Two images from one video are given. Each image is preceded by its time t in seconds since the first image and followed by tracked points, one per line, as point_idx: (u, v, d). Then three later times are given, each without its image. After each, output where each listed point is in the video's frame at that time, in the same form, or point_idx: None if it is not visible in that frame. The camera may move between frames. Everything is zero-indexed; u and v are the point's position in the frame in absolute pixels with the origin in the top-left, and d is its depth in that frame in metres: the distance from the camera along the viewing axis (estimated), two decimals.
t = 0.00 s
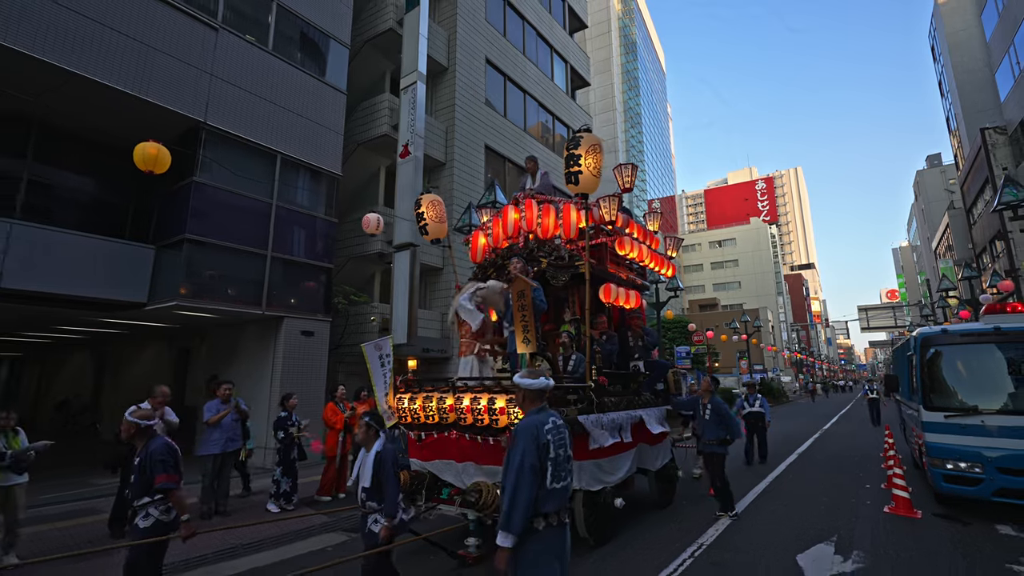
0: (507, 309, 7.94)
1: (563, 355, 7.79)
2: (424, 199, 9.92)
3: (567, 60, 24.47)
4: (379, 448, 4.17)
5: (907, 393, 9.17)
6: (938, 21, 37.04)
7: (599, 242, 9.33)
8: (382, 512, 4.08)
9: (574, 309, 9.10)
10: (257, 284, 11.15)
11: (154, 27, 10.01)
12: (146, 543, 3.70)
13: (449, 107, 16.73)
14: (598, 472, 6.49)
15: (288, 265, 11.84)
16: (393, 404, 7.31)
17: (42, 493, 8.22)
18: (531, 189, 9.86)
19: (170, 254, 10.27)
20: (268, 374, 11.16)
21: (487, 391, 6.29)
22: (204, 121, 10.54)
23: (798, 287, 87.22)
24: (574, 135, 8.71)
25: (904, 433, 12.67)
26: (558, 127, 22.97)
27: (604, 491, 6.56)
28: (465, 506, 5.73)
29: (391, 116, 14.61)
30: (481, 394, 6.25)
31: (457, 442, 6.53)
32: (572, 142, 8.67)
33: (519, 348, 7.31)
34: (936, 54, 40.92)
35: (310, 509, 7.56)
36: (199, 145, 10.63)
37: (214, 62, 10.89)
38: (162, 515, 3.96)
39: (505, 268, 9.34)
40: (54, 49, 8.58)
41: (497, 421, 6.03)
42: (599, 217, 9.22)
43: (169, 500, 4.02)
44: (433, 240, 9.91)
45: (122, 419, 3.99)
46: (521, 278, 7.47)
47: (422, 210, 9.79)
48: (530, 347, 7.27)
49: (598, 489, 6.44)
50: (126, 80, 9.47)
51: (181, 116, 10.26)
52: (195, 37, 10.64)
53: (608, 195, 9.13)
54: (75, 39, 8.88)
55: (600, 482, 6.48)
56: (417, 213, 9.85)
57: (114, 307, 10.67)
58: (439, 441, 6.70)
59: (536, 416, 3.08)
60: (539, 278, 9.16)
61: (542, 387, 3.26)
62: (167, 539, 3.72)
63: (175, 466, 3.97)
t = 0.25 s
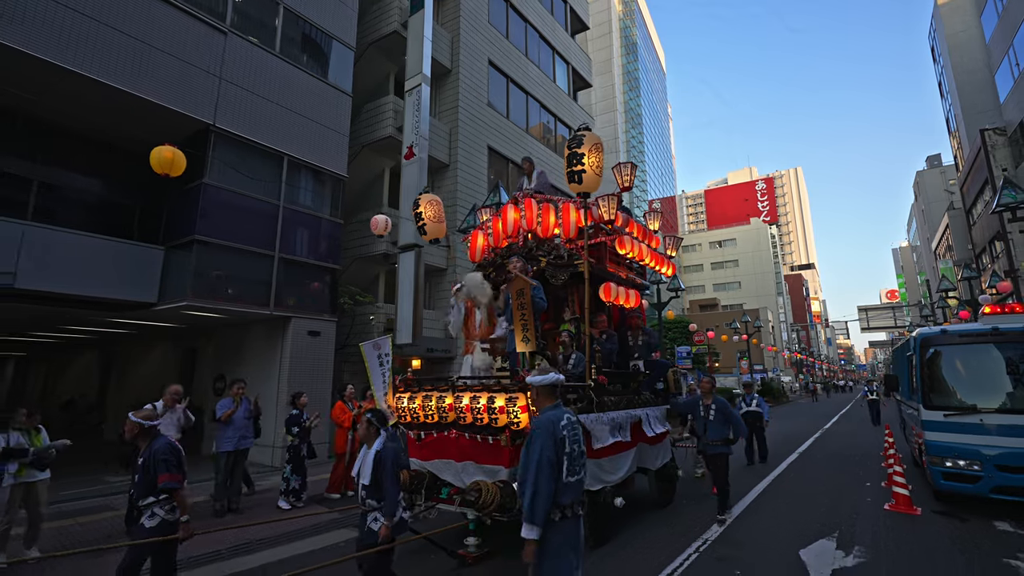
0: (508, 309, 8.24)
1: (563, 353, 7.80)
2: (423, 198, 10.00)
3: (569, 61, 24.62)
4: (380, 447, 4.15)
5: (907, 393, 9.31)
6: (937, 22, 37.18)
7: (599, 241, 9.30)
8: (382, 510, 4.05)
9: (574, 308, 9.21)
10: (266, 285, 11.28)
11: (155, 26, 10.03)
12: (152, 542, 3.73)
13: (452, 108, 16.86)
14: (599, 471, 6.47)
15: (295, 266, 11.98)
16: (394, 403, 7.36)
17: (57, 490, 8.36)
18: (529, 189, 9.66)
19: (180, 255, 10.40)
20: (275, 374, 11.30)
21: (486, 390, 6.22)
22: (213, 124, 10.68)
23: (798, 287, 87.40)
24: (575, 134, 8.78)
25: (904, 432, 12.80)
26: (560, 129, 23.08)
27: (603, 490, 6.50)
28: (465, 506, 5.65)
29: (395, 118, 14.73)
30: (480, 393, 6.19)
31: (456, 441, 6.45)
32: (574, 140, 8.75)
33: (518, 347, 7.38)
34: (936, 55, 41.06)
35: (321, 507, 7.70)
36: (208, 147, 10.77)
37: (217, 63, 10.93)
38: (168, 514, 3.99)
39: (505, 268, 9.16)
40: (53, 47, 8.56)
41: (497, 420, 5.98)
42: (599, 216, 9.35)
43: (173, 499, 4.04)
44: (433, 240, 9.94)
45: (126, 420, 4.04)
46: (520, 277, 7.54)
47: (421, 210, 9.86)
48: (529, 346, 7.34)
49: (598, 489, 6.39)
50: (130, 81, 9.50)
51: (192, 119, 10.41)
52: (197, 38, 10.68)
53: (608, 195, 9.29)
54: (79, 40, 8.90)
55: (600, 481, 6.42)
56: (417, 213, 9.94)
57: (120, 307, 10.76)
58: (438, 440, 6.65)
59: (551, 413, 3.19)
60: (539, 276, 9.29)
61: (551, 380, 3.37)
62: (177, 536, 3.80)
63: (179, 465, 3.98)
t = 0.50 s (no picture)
0: (507, 309, 7.99)
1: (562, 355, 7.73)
2: (423, 198, 10.10)
3: (571, 63, 24.73)
4: (381, 449, 4.15)
5: (907, 393, 9.42)
6: (938, 23, 37.29)
7: (600, 241, 9.38)
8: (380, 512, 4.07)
9: (573, 309, 9.22)
10: (273, 287, 11.40)
11: (154, 25, 10.03)
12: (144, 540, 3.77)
13: (455, 110, 16.97)
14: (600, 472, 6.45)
15: (301, 267, 12.10)
16: (393, 404, 7.23)
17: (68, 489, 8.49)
18: (529, 189, 9.75)
19: (189, 256, 10.54)
20: (282, 374, 11.43)
21: (485, 391, 6.17)
22: (221, 127, 10.81)
23: (798, 287, 87.57)
24: (572, 134, 8.70)
25: (904, 432, 12.91)
26: (561, 130, 23.16)
27: (603, 491, 6.47)
28: (463, 507, 5.66)
29: (399, 120, 14.83)
30: (480, 393, 6.17)
31: (456, 442, 6.41)
32: (571, 141, 8.67)
33: (518, 348, 7.42)
34: (936, 56, 41.15)
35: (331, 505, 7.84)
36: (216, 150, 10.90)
37: (217, 62, 10.91)
38: (160, 516, 4.03)
39: (505, 268, 9.26)
40: (52, 47, 8.55)
41: (497, 421, 5.97)
42: (599, 216, 9.38)
43: (167, 501, 4.08)
44: (433, 240, 10.03)
45: (125, 419, 4.15)
46: (520, 278, 7.59)
47: (422, 211, 9.94)
48: (529, 347, 7.37)
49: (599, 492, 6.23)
50: (131, 81, 9.50)
51: (201, 123, 10.54)
52: (197, 37, 10.67)
53: (607, 195, 9.30)
54: (79, 41, 8.90)
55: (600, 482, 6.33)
56: (417, 214, 10.03)
57: (125, 307, 10.83)
58: (437, 441, 6.59)
59: (563, 416, 3.28)
60: (539, 277, 9.27)
61: (563, 383, 3.48)
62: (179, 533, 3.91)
63: (174, 465, 4.04)
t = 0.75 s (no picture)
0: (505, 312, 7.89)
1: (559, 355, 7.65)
2: (421, 198, 9.94)
3: (572, 64, 24.85)
4: (375, 451, 4.28)
5: (906, 393, 9.55)
6: (937, 24, 37.42)
7: (598, 241, 9.46)
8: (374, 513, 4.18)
9: (571, 309, 9.24)
10: (279, 289, 11.53)
11: (153, 25, 10.00)
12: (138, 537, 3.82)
13: (458, 113, 17.10)
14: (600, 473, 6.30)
15: (307, 269, 12.23)
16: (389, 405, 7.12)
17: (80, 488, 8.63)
18: (526, 189, 9.93)
19: (197, 258, 10.68)
20: (288, 375, 11.56)
21: (482, 391, 5.99)
22: (229, 130, 10.95)
23: (799, 287, 87.70)
24: (572, 134, 8.63)
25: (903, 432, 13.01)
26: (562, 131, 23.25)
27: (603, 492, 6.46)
28: (461, 509, 5.65)
29: (403, 123, 14.98)
30: (478, 394, 6.01)
31: (453, 443, 6.24)
32: (570, 140, 8.59)
33: (516, 347, 7.28)
34: (936, 56, 41.27)
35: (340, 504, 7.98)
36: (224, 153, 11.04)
37: (216, 63, 10.91)
38: (155, 513, 4.10)
39: (502, 268, 9.34)
40: (53, 48, 8.55)
41: (494, 422, 5.76)
42: (597, 216, 9.37)
43: (161, 498, 4.15)
44: (431, 240, 9.93)
45: (121, 420, 4.17)
46: (518, 278, 7.54)
47: (419, 210, 9.78)
48: (527, 347, 7.23)
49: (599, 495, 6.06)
50: (132, 82, 9.50)
51: (209, 126, 10.68)
52: (196, 37, 10.66)
53: (605, 194, 9.25)
54: (79, 42, 8.89)
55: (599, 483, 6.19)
56: (414, 213, 9.90)
57: (128, 307, 10.90)
58: (435, 442, 6.48)
59: (574, 415, 3.44)
60: (537, 277, 9.32)
61: (575, 383, 3.66)
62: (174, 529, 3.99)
63: (168, 462, 4.12)
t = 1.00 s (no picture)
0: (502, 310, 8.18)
1: (557, 354, 7.90)
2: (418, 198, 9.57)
3: (573, 66, 25.02)
4: (369, 446, 4.43)
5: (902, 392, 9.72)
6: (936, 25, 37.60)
7: (597, 241, 9.49)
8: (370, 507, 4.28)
9: (570, 308, 9.51)
10: (286, 290, 11.71)
11: (153, 25, 10.03)
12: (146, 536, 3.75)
13: (461, 115, 17.28)
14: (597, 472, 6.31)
15: (314, 270, 12.42)
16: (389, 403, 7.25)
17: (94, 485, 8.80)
18: (524, 189, 10.10)
19: (207, 260, 10.87)
20: (295, 374, 11.75)
21: (481, 390, 6.02)
22: (237, 134, 11.14)
23: (798, 287, 87.89)
24: (568, 134, 8.79)
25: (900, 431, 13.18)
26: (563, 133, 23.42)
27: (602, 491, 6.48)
28: (460, 507, 5.74)
29: (407, 125, 15.18)
30: (476, 393, 6.04)
31: (452, 442, 6.28)
32: (567, 140, 8.76)
33: (514, 348, 7.37)
34: (935, 57, 41.44)
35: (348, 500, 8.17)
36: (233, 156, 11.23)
37: (216, 63, 10.94)
38: (159, 512, 4.05)
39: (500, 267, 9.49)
40: (56, 49, 8.60)
41: (492, 421, 5.77)
42: (595, 216, 9.44)
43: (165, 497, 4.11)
44: (429, 240, 9.53)
45: (124, 417, 4.21)
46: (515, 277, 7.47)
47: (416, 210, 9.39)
48: (525, 347, 7.31)
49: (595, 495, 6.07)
50: (132, 82, 9.53)
51: (218, 130, 10.87)
52: (196, 37, 10.69)
53: (602, 195, 9.34)
54: (79, 42, 8.92)
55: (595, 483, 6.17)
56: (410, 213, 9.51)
57: (132, 307, 10.97)
58: (433, 441, 6.53)
59: (582, 411, 3.59)
60: (535, 276, 9.51)
61: (585, 382, 3.81)
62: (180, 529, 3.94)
63: (172, 461, 4.10)
